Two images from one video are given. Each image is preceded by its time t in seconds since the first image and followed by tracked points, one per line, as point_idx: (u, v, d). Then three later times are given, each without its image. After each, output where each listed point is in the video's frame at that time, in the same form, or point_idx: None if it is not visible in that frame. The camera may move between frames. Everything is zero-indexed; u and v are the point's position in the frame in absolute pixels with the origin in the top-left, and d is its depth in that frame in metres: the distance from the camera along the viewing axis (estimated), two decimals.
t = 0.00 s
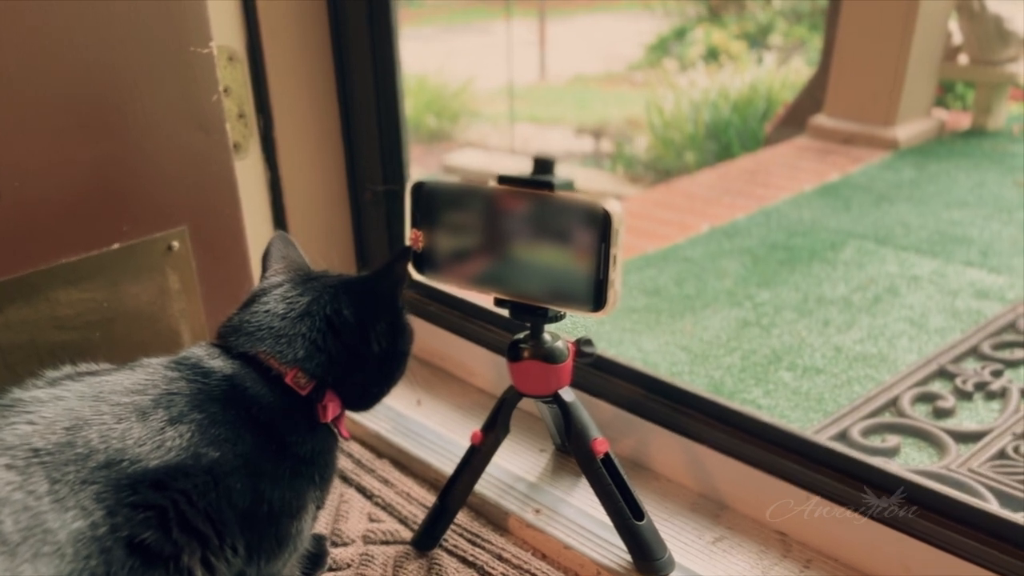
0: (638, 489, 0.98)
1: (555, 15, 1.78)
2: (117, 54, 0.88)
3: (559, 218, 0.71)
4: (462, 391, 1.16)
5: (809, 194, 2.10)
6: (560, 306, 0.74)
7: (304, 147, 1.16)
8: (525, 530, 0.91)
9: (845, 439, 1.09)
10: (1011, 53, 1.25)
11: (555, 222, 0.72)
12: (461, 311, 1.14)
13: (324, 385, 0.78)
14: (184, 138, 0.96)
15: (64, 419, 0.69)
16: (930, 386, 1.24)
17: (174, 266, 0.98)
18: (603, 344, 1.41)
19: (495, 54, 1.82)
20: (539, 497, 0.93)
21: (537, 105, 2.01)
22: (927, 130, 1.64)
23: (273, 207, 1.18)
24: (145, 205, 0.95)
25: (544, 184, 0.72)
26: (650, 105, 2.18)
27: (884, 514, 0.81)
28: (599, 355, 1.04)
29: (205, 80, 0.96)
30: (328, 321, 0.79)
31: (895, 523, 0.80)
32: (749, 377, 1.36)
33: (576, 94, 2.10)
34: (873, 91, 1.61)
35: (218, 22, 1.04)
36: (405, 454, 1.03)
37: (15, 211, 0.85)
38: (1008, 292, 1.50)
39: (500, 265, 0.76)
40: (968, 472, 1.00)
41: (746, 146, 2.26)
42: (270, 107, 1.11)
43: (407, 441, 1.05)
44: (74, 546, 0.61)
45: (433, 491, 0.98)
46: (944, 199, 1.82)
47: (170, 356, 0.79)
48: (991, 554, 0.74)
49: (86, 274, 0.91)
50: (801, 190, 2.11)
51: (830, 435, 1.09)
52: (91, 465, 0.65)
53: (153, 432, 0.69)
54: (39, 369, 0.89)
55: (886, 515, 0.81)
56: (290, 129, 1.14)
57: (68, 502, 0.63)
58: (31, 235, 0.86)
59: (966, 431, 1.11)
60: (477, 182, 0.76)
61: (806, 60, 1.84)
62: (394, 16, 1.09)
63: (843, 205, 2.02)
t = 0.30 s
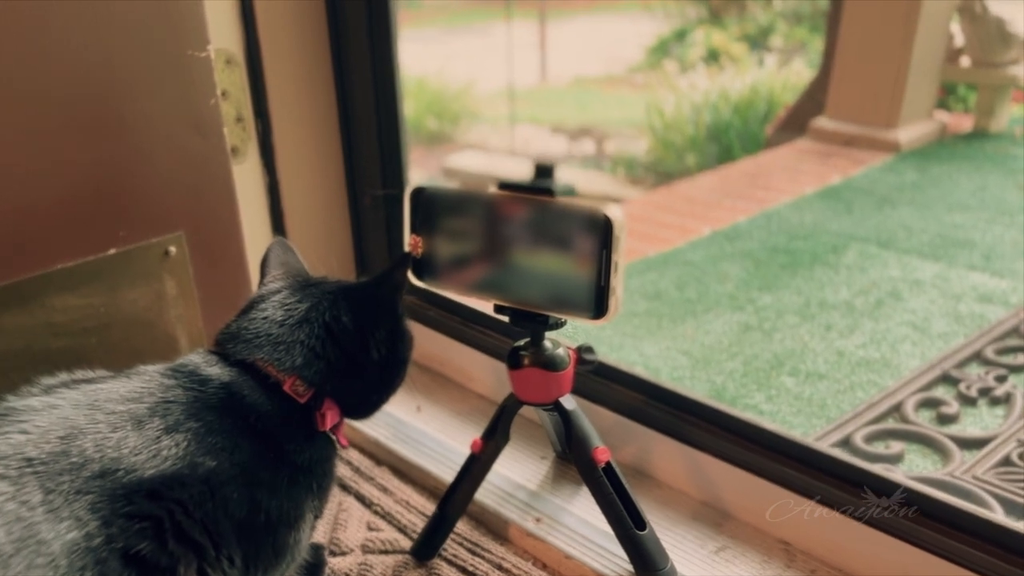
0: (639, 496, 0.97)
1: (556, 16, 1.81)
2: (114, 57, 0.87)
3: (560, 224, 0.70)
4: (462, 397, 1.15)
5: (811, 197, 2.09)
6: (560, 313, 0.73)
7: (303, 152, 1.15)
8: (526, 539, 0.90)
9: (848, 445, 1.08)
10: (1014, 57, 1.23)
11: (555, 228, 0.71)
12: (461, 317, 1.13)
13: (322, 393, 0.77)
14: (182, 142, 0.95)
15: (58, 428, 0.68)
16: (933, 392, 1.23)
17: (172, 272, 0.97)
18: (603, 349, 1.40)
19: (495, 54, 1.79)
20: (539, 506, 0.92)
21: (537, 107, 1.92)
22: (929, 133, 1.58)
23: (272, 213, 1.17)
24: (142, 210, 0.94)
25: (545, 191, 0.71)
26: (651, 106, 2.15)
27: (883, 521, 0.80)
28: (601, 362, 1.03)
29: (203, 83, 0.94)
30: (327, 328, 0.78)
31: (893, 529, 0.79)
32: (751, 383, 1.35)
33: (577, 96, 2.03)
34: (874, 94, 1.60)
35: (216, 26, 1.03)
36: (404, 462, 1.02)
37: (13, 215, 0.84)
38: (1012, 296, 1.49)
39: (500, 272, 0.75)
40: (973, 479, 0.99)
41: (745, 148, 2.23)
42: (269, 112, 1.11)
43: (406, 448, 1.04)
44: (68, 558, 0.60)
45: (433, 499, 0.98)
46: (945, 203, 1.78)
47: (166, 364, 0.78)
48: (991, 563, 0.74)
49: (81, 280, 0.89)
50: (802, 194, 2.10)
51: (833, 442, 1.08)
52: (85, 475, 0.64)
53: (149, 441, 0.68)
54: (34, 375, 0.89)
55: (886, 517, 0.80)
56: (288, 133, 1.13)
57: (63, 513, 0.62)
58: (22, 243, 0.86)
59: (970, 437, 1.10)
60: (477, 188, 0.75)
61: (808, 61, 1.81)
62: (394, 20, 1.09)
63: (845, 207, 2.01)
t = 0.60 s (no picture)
0: (643, 510, 0.95)
1: (557, 19, 1.81)
2: (106, 60, 0.85)
3: (563, 232, 0.68)
4: (463, 406, 1.13)
5: (816, 201, 2.03)
6: (563, 324, 0.71)
7: (301, 158, 1.13)
8: (528, 556, 0.87)
9: (856, 456, 1.06)
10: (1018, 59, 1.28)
11: (558, 236, 0.69)
12: (462, 325, 1.11)
13: (334, 404, 0.75)
14: (176, 147, 0.93)
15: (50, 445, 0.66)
16: (943, 400, 1.20)
17: (166, 279, 0.95)
18: (606, 357, 1.38)
19: (498, 57, 1.79)
20: (542, 521, 0.90)
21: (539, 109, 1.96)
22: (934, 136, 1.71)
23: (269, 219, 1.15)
24: (135, 216, 0.92)
25: (547, 198, 0.69)
26: (652, 108, 2.11)
27: (885, 533, 0.78)
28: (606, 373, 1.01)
29: (197, 86, 0.92)
30: (340, 337, 0.76)
31: (894, 541, 0.78)
32: (758, 391, 1.32)
33: (579, 98, 2.04)
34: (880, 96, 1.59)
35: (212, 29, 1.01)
36: (404, 474, 1.00)
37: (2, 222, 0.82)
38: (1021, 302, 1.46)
39: (501, 281, 0.73)
40: (985, 490, 0.97)
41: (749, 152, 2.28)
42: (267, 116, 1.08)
43: (405, 460, 1.02)
44: None
45: (434, 512, 0.95)
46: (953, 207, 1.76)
47: (164, 375, 0.76)
48: None
49: (73, 288, 0.88)
50: (807, 198, 2.05)
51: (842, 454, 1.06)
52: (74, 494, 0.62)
53: (142, 457, 0.66)
54: (26, 385, 0.87)
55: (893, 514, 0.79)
56: (286, 137, 1.11)
57: (49, 533, 0.60)
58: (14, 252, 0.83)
59: (982, 448, 1.07)
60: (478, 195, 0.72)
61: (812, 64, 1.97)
62: (392, 23, 1.07)
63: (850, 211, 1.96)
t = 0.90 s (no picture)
0: (650, 525, 0.92)
1: (559, 21, 1.79)
2: (94, 66, 0.83)
3: (567, 242, 0.66)
4: (465, 419, 1.11)
5: (825, 205, 2.01)
6: (567, 337, 0.68)
7: (299, 164, 1.11)
8: None
9: (868, 468, 1.03)
10: None
11: (563, 246, 0.66)
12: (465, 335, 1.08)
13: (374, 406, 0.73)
14: (169, 154, 0.90)
15: (64, 453, 0.64)
16: (956, 411, 1.17)
17: (158, 291, 0.92)
18: (612, 366, 1.35)
19: (502, 58, 1.77)
20: (546, 539, 0.88)
21: (544, 112, 2.01)
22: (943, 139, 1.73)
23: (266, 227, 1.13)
24: (127, 225, 0.89)
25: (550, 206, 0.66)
26: (656, 110, 2.11)
27: (872, 539, 0.77)
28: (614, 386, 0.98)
29: (189, 92, 0.90)
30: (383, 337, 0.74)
31: (876, 546, 0.77)
32: (766, 401, 1.29)
33: (581, 101, 2.07)
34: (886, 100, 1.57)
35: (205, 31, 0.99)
36: (405, 489, 0.97)
37: None
38: None
39: (504, 292, 0.70)
40: (1001, 505, 0.93)
41: (755, 154, 2.23)
42: (262, 121, 1.06)
43: (406, 475, 0.99)
44: None
45: (435, 530, 0.93)
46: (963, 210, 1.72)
47: (187, 379, 0.75)
48: None
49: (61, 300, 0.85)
50: (816, 203, 2.03)
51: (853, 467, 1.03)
52: (85, 503, 0.61)
53: (158, 464, 0.64)
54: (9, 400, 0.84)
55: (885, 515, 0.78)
56: (285, 142, 1.08)
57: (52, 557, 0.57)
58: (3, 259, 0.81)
59: (999, 460, 1.04)
60: (479, 203, 0.70)
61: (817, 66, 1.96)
62: (393, 25, 1.04)
63: (859, 216, 1.94)
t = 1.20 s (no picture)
0: (659, 531, 0.91)
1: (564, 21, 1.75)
2: (100, 70, 0.83)
3: (577, 247, 0.65)
4: (473, 424, 1.10)
5: (833, 206, 2.00)
6: (576, 343, 0.67)
7: (305, 168, 1.10)
8: None
9: (880, 472, 1.01)
10: None
11: (573, 250, 0.65)
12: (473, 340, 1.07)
13: (388, 411, 0.73)
14: (175, 158, 0.90)
15: (74, 462, 0.64)
16: (968, 415, 1.16)
17: (164, 295, 0.92)
18: (620, 369, 1.34)
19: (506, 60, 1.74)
20: (555, 546, 0.87)
21: (549, 113, 1.96)
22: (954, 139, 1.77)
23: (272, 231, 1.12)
24: (132, 230, 0.89)
25: (560, 211, 0.65)
26: (662, 112, 2.08)
27: (877, 542, 0.77)
28: (623, 391, 0.98)
29: (195, 95, 0.89)
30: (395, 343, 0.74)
31: (883, 551, 0.76)
32: (776, 405, 1.28)
33: (587, 102, 2.01)
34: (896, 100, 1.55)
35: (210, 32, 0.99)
36: (413, 496, 0.96)
37: None
38: None
39: (513, 297, 0.69)
40: (1016, 510, 0.92)
41: (762, 155, 2.22)
42: (268, 121, 1.05)
43: (413, 481, 0.99)
44: None
45: (443, 536, 0.92)
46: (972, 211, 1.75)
47: (200, 386, 0.75)
48: None
49: (67, 305, 0.85)
50: (824, 204, 2.01)
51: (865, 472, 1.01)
52: (95, 510, 0.60)
53: (169, 471, 0.64)
54: (14, 406, 0.83)
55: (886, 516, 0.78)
56: (290, 144, 1.08)
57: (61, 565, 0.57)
58: (3, 263, 0.81)
59: (1013, 464, 1.02)
60: (487, 207, 0.69)
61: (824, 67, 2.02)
62: (399, 27, 1.04)
63: (868, 216, 1.93)
